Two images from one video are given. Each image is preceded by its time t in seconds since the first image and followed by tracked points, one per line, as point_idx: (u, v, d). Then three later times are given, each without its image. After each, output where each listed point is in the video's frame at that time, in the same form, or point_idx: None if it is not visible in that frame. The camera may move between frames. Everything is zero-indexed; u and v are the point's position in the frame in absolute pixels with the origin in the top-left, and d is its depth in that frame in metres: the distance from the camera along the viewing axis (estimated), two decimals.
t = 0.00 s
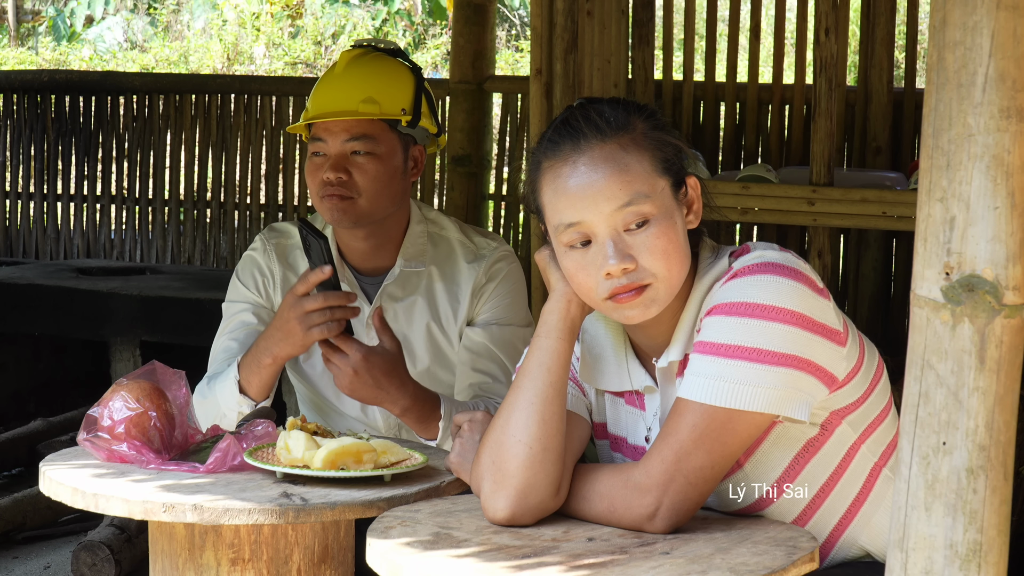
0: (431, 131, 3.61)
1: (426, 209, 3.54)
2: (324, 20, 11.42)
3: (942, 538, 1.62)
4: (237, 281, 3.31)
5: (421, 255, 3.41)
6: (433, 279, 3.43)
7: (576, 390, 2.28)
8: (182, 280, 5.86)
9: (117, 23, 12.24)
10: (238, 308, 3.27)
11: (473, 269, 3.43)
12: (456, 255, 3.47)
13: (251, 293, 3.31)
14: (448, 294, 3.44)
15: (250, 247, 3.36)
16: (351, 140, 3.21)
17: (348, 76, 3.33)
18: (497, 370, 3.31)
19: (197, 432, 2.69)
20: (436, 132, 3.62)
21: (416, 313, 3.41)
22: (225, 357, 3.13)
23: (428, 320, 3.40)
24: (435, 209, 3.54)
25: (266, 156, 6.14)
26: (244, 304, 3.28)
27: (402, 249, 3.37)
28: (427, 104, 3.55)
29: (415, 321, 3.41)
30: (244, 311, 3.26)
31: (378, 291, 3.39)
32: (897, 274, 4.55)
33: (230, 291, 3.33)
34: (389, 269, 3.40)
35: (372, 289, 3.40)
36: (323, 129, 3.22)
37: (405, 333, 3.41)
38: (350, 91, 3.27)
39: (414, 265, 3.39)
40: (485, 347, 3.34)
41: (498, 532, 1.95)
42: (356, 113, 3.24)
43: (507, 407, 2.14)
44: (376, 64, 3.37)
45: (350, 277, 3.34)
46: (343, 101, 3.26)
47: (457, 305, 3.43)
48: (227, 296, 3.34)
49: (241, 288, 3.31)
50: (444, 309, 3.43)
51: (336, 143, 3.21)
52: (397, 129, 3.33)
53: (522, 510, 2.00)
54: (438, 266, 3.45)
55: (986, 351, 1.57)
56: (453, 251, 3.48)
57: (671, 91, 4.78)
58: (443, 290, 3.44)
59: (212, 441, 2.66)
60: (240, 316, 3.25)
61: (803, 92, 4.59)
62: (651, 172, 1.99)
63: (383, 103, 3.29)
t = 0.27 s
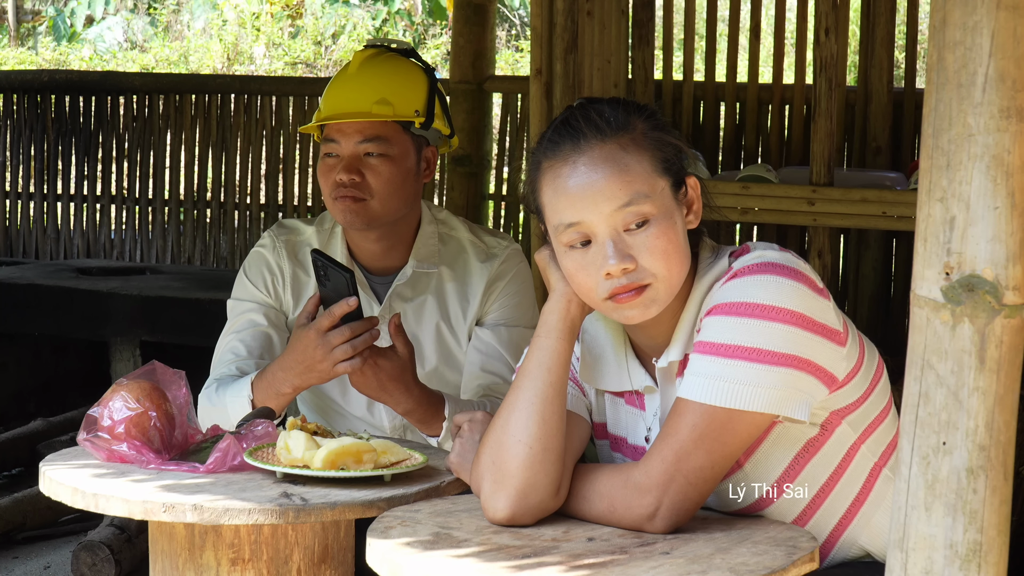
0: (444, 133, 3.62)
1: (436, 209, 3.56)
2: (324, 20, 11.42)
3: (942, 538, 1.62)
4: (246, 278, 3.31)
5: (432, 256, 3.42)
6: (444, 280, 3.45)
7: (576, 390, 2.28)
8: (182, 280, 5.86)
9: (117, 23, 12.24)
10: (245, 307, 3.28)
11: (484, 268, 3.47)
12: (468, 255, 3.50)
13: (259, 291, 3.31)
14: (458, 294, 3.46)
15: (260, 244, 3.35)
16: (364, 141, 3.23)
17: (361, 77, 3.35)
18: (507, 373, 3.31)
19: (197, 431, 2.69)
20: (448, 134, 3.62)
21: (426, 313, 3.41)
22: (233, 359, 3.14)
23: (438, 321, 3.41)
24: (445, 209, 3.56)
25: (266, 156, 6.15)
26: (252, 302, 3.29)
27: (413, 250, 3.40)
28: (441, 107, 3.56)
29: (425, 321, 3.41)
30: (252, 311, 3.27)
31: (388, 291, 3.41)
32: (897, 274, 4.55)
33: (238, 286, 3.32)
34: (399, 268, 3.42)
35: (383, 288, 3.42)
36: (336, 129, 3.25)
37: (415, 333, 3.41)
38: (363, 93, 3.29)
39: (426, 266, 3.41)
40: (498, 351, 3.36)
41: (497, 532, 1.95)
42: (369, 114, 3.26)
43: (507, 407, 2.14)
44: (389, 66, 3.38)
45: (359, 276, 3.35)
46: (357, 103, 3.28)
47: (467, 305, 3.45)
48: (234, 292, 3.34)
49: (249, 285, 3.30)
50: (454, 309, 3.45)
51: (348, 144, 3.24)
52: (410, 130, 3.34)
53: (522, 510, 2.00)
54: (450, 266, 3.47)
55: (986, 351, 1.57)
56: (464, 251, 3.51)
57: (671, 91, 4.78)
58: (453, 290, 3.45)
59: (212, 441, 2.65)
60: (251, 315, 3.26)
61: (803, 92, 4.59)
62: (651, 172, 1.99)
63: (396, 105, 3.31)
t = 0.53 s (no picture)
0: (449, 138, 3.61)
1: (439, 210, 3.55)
2: (324, 20, 11.43)
3: (942, 538, 1.62)
4: (247, 280, 3.30)
5: (435, 259, 3.42)
6: (447, 281, 3.45)
7: (576, 390, 2.28)
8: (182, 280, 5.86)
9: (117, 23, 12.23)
10: (245, 309, 3.27)
11: (487, 269, 3.47)
12: (470, 256, 3.50)
13: (259, 293, 3.30)
14: (461, 295, 3.46)
15: (262, 244, 3.34)
16: (373, 149, 3.19)
17: (368, 84, 3.34)
18: (510, 376, 3.32)
19: (197, 431, 2.69)
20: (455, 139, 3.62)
21: (428, 315, 3.42)
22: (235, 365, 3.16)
23: (441, 323, 3.41)
24: (446, 210, 3.55)
25: (266, 156, 6.15)
26: (252, 304, 3.28)
27: (416, 252, 3.39)
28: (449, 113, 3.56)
29: (428, 324, 3.42)
30: (251, 313, 3.27)
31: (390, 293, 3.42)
32: (897, 274, 4.55)
33: (239, 286, 3.31)
34: (402, 270, 3.43)
35: (385, 290, 3.44)
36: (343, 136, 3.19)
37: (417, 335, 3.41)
38: (371, 100, 3.28)
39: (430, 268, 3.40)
40: (501, 354, 3.36)
41: (497, 532, 1.95)
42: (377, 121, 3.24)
43: (507, 407, 2.14)
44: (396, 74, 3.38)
45: (361, 278, 3.37)
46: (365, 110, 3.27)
47: (469, 306, 3.45)
48: (234, 291, 3.33)
49: (249, 287, 3.29)
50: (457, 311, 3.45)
51: (357, 151, 3.19)
52: (418, 136, 3.33)
53: (522, 510, 1.99)
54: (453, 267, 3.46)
55: (986, 351, 1.57)
56: (467, 251, 3.50)
57: (671, 91, 4.78)
58: (455, 291, 3.46)
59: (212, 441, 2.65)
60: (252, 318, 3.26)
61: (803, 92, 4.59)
62: (651, 172, 1.99)
63: (405, 111, 3.30)
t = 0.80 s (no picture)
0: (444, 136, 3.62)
1: (435, 211, 3.56)
2: (324, 20, 11.43)
3: (942, 538, 1.62)
4: (242, 280, 3.30)
5: (432, 259, 3.42)
6: (443, 281, 3.45)
7: (576, 390, 2.28)
8: (182, 280, 5.86)
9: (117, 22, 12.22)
10: (241, 310, 3.27)
11: (483, 268, 3.47)
12: (467, 255, 3.50)
13: (255, 294, 3.30)
14: (458, 295, 3.46)
15: (258, 245, 3.34)
16: (375, 164, 3.18)
17: (364, 97, 3.34)
18: (509, 376, 3.32)
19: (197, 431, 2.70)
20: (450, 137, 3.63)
21: (425, 316, 3.42)
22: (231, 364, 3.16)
23: (438, 324, 3.42)
24: (443, 209, 3.57)
25: (266, 156, 6.15)
26: (248, 305, 3.28)
27: (412, 254, 3.40)
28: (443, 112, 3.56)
29: (425, 324, 3.42)
30: (247, 314, 3.27)
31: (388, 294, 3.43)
32: (897, 274, 4.55)
33: (236, 287, 3.31)
34: (398, 272, 3.43)
35: (382, 292, 3.44)
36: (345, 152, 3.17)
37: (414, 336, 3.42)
38: (371, 116, 3.29)
39: (426, 269, 3.41)
40: (500, 354, 3.36)
41: (497, 532, 1.95)
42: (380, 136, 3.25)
43: (507, 407, 2.14)
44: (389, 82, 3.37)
45: (358, 279, 3.37)
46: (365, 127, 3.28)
47: (466, 306, 3.45)
48: (230, 292, 3.33)
49: (246, 288, 3.30)
50: (454, 311, 3.45)
51: (359, 166, 3.17)
52: (418, 145, 3.34)
53: (522, 510, 1.99)
54: (449, 267, 3.47)
55: (986, 351, 1.57)
56: (463, 251, 3.51)
57: (671, 91, 4.79)
58: (452, 291, 3.46)
59: (212, 441, 2.66)
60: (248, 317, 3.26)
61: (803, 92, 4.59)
62: (650, 172, 1.99)
63: (405, 124, 3.31)
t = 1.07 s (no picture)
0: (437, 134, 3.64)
1: (432, 211, 3.57)
2: (324, 20, 11.43)
3: (942, 538, 1.62)
4: (240, 281, 3.30)
5: (428, 259, 3.43)
6: (441, 281, 3.46)
7: (576, 390, 2.28)
8: (182, 280, 5.86)
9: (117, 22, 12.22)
10: (239, 310, 3.27)
11: (480, 268, 3.48)
12: (464, 255, 3.50)
13: (253, 294, 3.30)
14: (454, 295, 3.46)
15: (255, 245, 3.34)
16: (377, 172, 3.17)
17: (360, 104, 3.33)
18: (509, 376, 3.32)
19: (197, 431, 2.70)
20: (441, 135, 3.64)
21: (423, 316, 3.43)
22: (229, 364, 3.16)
23: (436, 324, 3.42)
24: (439, 209, 3.57)
25: (266, 156, 6.15)
26: (245, 305, 3.28)
27: (409, 254, 3.40)
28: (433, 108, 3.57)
29: (422, 325, 3.43)
30: (245, 315, 3.27)
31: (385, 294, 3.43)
32: (897, 274, 4.55)
33: (234, 287, 3.31)
34: (395, 272, 3.44)
35: (379, 292, 3.44)
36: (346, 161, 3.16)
37: (411, 337, 3.42)
38: (370, 124, 3.28)
39: (422, 269, 3.41)
40: (499, 353, 3.36)
41: (497, 532, 1.95)
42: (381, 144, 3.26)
43: (507, 407, 2.14)
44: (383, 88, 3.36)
45: (355, 280, 3.37)
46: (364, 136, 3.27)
47: (464, 306, 3.46)
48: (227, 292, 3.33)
49: (243, 288, 3.30)
50: (451, 311, 3.46)
51: (360, 175, 3.16)
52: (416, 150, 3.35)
53: (522, 510, 1.99)
54: (446, 267, 3.47)
55: (986, 351, 1.57)
56: (460, 251, 3.51)
57: (671, 91, 4.79)
58: (449, 291, 3.47)
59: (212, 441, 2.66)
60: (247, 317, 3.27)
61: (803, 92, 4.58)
62: (650, 173, 1.99)
63: (404, 130, 3.31)
